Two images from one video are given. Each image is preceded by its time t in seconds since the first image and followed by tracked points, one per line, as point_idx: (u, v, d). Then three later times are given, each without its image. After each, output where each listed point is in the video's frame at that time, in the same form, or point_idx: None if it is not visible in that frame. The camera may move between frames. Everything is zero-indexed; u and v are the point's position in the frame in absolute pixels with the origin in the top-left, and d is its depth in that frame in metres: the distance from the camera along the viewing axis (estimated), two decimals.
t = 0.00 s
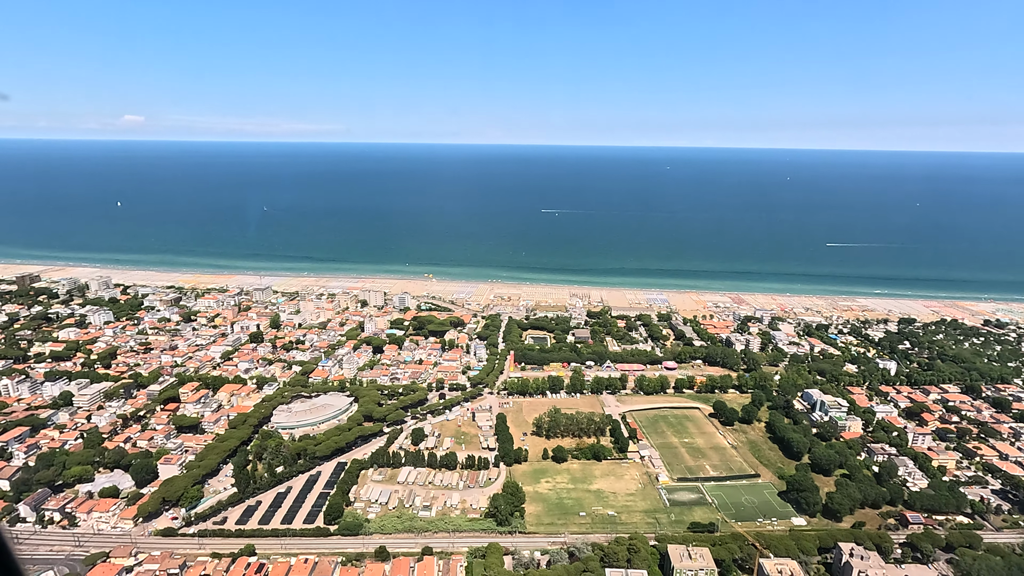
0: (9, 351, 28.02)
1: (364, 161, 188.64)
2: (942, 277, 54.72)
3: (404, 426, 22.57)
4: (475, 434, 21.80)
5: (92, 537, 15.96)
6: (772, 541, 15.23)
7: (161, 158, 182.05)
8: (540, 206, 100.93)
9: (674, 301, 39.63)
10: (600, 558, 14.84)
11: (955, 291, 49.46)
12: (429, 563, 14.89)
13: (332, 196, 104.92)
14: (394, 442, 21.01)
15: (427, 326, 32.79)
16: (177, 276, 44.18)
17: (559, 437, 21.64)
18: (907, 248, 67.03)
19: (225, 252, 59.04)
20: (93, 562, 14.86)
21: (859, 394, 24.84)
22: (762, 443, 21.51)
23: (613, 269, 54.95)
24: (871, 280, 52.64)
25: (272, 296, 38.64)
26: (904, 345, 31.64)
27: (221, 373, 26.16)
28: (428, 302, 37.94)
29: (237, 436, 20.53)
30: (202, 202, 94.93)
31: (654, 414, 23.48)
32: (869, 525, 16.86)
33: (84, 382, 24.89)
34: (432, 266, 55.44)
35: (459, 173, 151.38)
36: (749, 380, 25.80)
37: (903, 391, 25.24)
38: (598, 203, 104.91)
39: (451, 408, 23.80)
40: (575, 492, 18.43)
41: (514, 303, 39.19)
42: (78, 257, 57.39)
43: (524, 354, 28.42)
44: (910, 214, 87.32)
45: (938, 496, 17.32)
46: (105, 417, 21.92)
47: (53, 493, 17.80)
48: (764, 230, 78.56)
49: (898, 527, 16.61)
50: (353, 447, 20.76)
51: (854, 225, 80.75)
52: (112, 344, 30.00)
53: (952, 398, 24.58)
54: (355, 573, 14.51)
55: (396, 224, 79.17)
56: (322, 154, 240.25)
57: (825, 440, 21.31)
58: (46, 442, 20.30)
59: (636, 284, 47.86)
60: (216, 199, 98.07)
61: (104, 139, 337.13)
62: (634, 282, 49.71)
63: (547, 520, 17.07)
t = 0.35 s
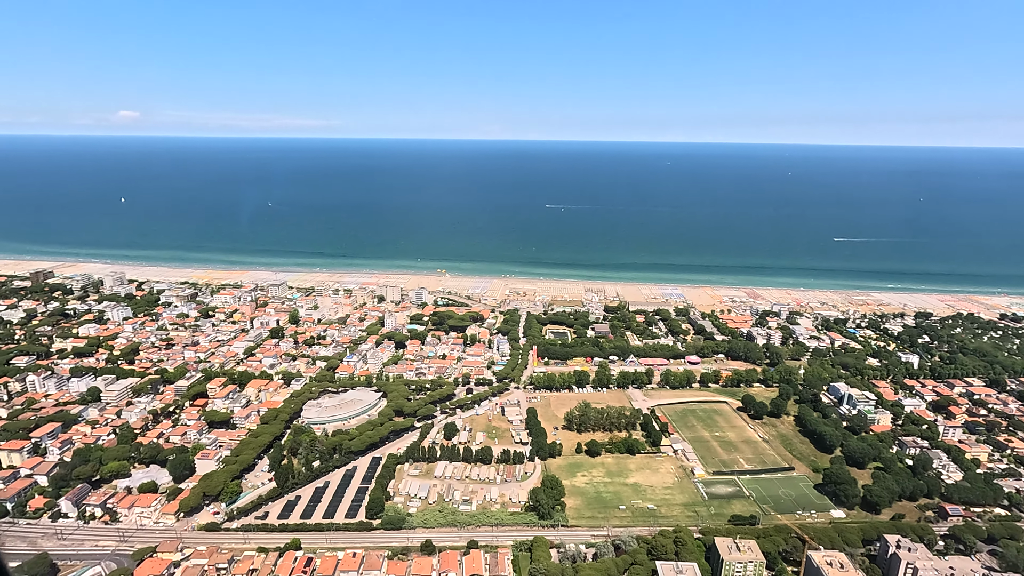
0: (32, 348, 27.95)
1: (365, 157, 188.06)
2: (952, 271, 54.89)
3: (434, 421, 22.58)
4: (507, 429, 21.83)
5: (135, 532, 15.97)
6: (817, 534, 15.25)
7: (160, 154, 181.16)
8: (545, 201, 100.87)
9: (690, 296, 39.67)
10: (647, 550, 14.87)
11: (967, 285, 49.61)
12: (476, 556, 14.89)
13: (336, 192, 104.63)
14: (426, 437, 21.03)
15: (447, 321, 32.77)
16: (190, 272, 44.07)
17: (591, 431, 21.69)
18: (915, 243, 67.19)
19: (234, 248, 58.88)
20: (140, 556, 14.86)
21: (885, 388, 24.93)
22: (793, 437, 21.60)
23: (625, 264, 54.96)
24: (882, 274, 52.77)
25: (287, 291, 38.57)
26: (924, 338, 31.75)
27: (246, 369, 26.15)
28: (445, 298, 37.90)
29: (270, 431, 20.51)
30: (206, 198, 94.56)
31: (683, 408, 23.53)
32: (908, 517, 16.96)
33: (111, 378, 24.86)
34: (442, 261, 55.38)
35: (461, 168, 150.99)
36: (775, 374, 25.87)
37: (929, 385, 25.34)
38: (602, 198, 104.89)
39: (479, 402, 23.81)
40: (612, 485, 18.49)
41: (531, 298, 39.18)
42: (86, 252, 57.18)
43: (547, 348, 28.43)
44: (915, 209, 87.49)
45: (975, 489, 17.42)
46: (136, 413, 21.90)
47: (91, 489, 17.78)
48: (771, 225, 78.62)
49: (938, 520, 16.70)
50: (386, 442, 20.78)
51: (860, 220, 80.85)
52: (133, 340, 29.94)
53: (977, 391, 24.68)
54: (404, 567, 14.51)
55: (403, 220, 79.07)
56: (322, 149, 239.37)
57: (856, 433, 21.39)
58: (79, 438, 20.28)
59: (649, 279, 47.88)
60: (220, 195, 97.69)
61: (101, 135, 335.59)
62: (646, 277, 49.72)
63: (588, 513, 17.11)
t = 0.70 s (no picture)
0: (54, 345, 27.86)
1: (365, 153, 187.64)
2: (962, 266, 55.06)
3: (464, 416, 22.61)
4: (538, 424, 21.87)
5: (179, 528, 15.96)
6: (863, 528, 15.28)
7: (161, 151, 180.37)
8: (549, 198, 100.80)
9: (705, 292, 39.72)
10: (694, 544, 14.91)
11: (978, 281, 49.76)
12: (523, 551, 14.88)
13: (340, 188, 104.36)
14: (459, 432, 21.05)
15: (467, 317, 32.76)
16: (203, 268, 43.97)
17: (622, 427, 21.71)
18: (922, 238, 67.32)
19: (243, 245, 58.74)
20: (187, 552, 14.85)
21: (911, 382, 25.03)
22: (824, 431, 21.67)
23: (637, 260, 54.99)
24: (892, 269, 52.93)
25: (304, 288, 38.50)
26: (944, 333, 31.85)
27: (271, 364, 26.12)
28: (462, 294, 37.89)
29: (303, 427, 20.50)
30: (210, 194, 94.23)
31: (711, 403, 23.59)
32: (948, 511, 17.03)
33: (138, 374, 24.83)
34: (453, 258, 55.34)
35: (463, 165, 150.77)
36: (800, 369, 25.92)
37: (953, 379, 25.44)
38: (607, 194, 104.82)
39: (508, 398, 23.84)
40: (650, 480, 18.55)
41: (547, 294, 39.19)
42: (95, 248, 56.99)
43: (571, 344, 28.47)
44: (921, 204, 87.62)
45: (1013, 483, 17.52)
46: (166, 410, 21.89)
47: (130, 485, 17.76)
48: (778, 221, 78.70)
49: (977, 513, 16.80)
50: (419, 437, 20.79)
51: (866, 215, 81.05)
52: (155, 336, 29.89)
53: (1003, 385, 24.79)
54: (453, 561, 14.52)
55: (410, 217, 78.97)
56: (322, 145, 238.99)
57: (887, 427, 21.47)
58: (112, 434, 20.23)
59: (661, 275, 47.94)
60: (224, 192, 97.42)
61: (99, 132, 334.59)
62: (658, 273, 49.75)
63: (628, 508, 17.14)
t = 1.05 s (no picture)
0: (78, 342, 27.80)
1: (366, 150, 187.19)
2: (972, 262, 55.21)
3: (495, 412, 22.64)
4: (569, 419, 21.91)
5: (224, 523, 15.98)
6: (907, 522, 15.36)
7: (161, 148, 179.82)
8: (554, 194, 100.72)
9: (722, 288, 39.78)
10: (740, 538, 14.98)
11: (989, 277, 49.90)
12: (570, 545, 14.91)
13: (344, 185, 104.15)
14: (492, 428, 21.07)
15: (487, 314, 32.77)
16: (218, 265, 43.93)
17: (653, 422, 21.77)
18: (930, 234, 67.40)
19: (253, 242, 58.63)
20: (235, 548, 14.85)
21: (937, 377, 25.11)
22: (855, 426, 21.75)
23: (648, 256, 55.03)
24: (901, 265, 53.14)
25: (320, 284, 38.45)
26: (964, 328, 31.93)
27: (298, 361, 26.13)
28: (479, 290, 37.88)
29: (337, 423, 20.51)
30: (214, 191, 94.17)
31: (740, 398, 23.65)
32: (987, 504, 17.12)
33: (165, 371, 24.82)
34: (464, 254, 55.34)
35: (465, 161, 150.56)
36: (826, 364, 25.98)
37: (979, 374, 25.54)
38: (612, 191, 104.80)
39: (537, 393, 23.88)
40: (687, 475, 18.61)
41: (564, 291, 39.18)
42: (105, 245, 56.89)
43: (595, 340, 28.49)
44: (926, 200, 87.73)
45: None
46: (198, 406, 21.88)
47: (170, 481, 17.77)
48: (785, 217, 78.74)
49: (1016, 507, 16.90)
50: (453, 432, 20.82)
51: (873, 211, 81.17)
52: (177, 333, 29.86)
53: None
54: (501, 556, 14.57)
55: (417, 213, 78.83)
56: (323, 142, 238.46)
57: (917, 422, 21.57)
58: (146, 430, 20.22)
59: (675, 271, 48.01)
60: (229, 189, 97.13)
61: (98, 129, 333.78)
62: (671, 269, 49.84)
63: (669, 502, 17.19)
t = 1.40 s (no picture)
0: (101, 338, 27.72)
1: (367, 146, 186.72)
2: (982, 258, 55.41)
3: (525, 407, 22.66)
4: (601, 414, 21.96)
5: (268, 519, 15.98)
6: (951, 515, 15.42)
7: (161, 145, 179.07)
8: (560, 191, 100.59)
9: (738, 284, 39.83)
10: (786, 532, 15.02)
11: (1001, 273, 50.06)
12: (617, 540, 14.94)
13: (349, 181, 103.86)
14: (525, 423, 21.10)
15: (508, 310, 32.78)
16: (231, 262, 43.85)
17: (684, 417, 21.83)
18: (939, 230, 67.50)
19: (263, 239, 58.47)
20: (283, 543, 14.85)
21: (963, 372, 25.19)
22: (885, 420, 21.81)
23: (660, 252, 55.05)
24: (912, 261, 53.35)
25: (337, 281, 38.41)
26: (984, 323, 31.99)
27: (324, 357, 26.14)
28: (496, 286, 37.86)
29: (371, 419, 20.53)
30: (219, 188, 93.86)
31: (768, 393, 23.71)
32: None
33: (193, 368, 24.82)
34: (476, 251, 55.34)
35: (468, 158, 150.32)
36: (852, 359, 26.04)
37: (1004, 368, 25.63)
38: (617, 187, 104.76)
39: (566, 389, 23.90)
40: (724, 469, 18.68)
41: (580, 287, 39.19)
42: (115, 242, 56.70)
43: (618, 336, 28.52)
44: (932, 196, 87.87)
45: None
46: (230, 402, 21.87)
47: (210, 476, 17.75)
48: (792, 213, 78.78)
49: None
50: (487, 428, 20.84)
51: (879, 207, 81.33)
52: (200, 330, 29.84)
53: None
54: (550, 550, 14.59)
55: (425, 210, 78.70)
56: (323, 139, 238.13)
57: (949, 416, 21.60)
58: (181, 426, 20.18)
59: (688, 267, 48.06)
60: (234, 186, 96.81)
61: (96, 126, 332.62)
62: (684, 265, 49.86)
63: (710, 497, 17.24)
